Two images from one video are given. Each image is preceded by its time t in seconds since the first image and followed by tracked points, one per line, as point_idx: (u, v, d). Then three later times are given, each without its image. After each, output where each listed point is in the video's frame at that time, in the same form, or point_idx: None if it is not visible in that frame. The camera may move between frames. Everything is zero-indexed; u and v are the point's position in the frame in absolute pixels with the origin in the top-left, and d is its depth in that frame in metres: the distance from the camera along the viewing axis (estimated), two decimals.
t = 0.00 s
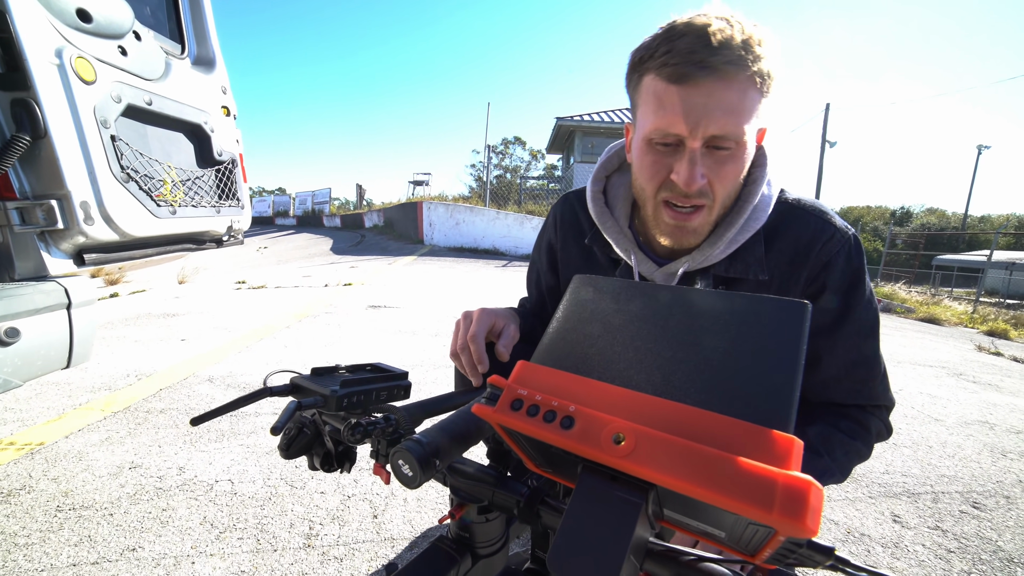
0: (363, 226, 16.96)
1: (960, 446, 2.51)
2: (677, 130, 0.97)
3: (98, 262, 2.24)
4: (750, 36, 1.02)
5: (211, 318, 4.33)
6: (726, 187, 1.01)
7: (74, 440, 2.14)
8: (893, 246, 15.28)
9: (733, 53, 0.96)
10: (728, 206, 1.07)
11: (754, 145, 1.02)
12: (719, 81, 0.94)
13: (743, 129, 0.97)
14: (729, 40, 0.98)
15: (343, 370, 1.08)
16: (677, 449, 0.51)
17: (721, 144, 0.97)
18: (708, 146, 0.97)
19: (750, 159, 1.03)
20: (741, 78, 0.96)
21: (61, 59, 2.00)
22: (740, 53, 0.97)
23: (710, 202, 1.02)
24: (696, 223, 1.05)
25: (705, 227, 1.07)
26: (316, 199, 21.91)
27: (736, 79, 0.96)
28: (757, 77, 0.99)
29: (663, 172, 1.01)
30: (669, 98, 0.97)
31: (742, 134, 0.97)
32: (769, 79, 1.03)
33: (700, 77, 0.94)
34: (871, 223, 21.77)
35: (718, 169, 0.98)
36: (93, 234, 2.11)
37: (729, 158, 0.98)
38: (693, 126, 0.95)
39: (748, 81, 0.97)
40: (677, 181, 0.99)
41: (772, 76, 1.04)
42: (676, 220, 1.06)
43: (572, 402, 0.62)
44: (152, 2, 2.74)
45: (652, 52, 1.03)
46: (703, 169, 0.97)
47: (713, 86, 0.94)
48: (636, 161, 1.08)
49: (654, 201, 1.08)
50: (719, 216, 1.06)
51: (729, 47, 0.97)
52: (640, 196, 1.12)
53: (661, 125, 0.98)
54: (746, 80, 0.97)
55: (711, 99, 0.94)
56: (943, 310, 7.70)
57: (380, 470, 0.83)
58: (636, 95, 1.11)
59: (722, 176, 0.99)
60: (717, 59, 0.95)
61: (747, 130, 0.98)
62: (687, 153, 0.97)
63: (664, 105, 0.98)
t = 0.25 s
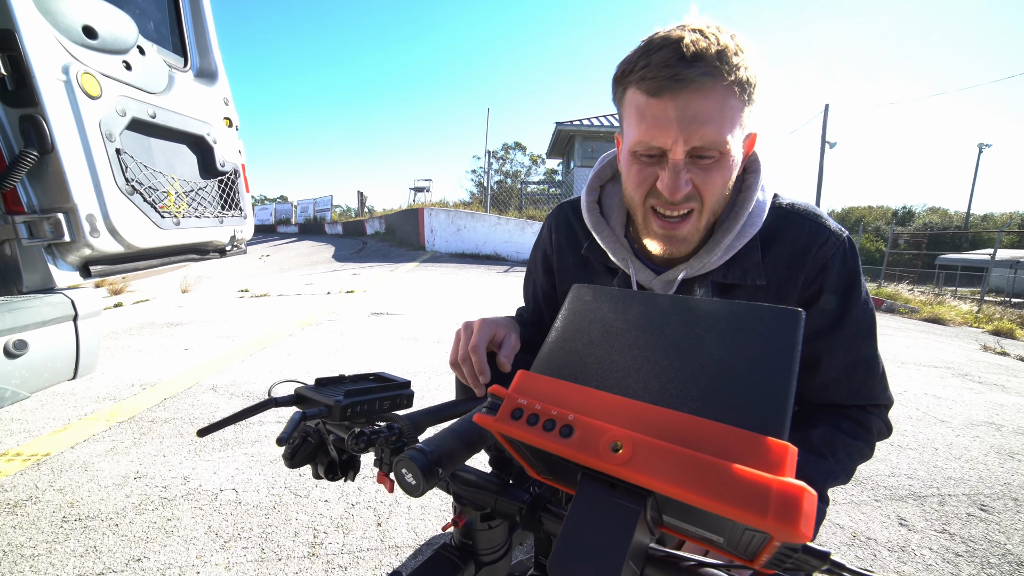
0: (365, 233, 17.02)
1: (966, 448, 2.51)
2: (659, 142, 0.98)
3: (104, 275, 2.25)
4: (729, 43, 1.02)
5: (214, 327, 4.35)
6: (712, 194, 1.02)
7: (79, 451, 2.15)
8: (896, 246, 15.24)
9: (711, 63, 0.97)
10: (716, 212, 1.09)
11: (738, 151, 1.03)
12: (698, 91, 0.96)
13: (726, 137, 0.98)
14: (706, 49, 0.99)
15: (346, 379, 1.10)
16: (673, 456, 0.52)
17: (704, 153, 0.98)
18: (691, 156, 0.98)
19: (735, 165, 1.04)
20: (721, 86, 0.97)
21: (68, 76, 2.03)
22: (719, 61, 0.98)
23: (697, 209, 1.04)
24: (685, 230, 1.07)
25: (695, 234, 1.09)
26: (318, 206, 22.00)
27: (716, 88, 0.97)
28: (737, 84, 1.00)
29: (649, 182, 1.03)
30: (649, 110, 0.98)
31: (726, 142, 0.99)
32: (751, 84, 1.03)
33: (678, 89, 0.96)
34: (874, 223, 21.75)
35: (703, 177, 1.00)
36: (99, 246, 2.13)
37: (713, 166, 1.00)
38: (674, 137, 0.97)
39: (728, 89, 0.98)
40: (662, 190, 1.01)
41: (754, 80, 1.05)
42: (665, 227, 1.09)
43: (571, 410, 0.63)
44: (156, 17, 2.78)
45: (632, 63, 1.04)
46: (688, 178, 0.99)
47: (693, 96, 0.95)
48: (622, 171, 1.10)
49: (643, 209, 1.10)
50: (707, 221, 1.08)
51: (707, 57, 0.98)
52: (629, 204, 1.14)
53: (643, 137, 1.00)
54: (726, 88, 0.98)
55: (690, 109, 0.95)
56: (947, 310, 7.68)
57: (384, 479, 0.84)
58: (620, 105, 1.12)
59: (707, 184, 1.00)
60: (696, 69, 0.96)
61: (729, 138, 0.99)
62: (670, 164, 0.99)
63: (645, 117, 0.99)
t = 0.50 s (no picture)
0: (359, 240, 16.99)
1: (956, 449, 2.54)
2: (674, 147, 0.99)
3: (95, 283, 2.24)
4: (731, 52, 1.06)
5: (207, 335, 4.33)
6: (727, 198, 1.03)
7: (68, 462, 2.14)
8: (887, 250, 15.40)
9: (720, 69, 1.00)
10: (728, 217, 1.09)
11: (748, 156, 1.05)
12: (710, 95, 0.97)
13: (737, 141, 1.00)
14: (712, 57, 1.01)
15: (339, 387, 1.10)
16: (661, 461, 0.53)
17: (718, 157, 0.99)
18: (706, 160, 0.99)
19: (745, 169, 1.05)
20: (731, 91, 0.99)
21: (61, 83, 2.03)
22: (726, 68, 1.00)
23: (711, 213, 1.04)
24: (699, 236, 1.07)
25: (708, 240, 1.09)
26: (312, 213, 21.95)
27: (726, 93, 0.99)
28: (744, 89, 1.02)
29: (663, 188, 1.03)
30: (662, 117, 0.99)
31: (738, 146, 1.00)
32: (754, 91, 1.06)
33: (690, 95, 0.97)
34: (865, 227, 21.98)
35: (718, 181, 1.00)
36: (91, 254, 2.12)
37: (727, 170, 1.01)
38: (689, 142, 0.98)
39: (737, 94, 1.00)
40: (679, 196, 1.01)
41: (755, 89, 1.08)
42: (678, 235, 1.08)
43: (561, 417, 0.64)
44: (150, 25, 2.79)
45: (638, 74, 1.06)
46: (703, 182, 1.00)
47: (705, 101, 0.97)
48: (632, 180, 1.09)
49: (655, 218, 1.09)
50: (719, 226, 1.08)
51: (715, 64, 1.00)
52: (639, 213, 1.13)
53: (656, 143, 1.01)
54: (735, 93, 1.00)
55: (703, 114, 0.97)
56: (937, 312, 7.77)
57: (377, 487, 0.84)
58: (625, 116, 1.13)
59: (722, 187, 1.01)
60: (705, 76, 0.98)
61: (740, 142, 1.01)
62: (685, 168, 1.00)
63: (657, 124, 1.00)
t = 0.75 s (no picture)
0: (355, 244, 16.96)
1: (948, 456, 2.56)
2: (711, 159, 0.98)
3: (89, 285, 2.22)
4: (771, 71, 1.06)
5: (200, 338, 4.30)
6: (758, 215, 1.03)
7: (57, 466, 2.11)
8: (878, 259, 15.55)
9: (761, 85, 1.00)
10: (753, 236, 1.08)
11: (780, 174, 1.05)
12: (752, 110, 0.97)
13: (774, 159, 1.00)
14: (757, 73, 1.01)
15: (336, 390, 1.10)
16: (659, 462, 0.54)
17: (755, 173, 0.99)
18: (743, 175, 0.98)
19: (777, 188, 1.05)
20: (772, 108, 0.99)
21: (57, 88, 2.03)
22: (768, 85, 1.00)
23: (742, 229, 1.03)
24: (727, 253, 1.05)
25: (734, 256, 1.07)
26: (308, 218, 21.91)
27: (769, 109, 0.99)
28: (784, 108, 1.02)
29: (695, 200, 1.02)
30: (702, 127, 0.99)
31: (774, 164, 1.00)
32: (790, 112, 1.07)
33: (733, 108, 0.97)
34: (857, 237, 22.20)
35: (752, 197, 1.00)
36: (85, 257, 2.12)
37: (762, 187, 1.00)
38: (728, 155, 0.97)
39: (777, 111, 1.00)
40: (713, 209, 1.00)
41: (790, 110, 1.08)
42: (706, 249, 1.06)
43: (559, 418, 0.65)
44: (146, 30, 2.79)
45: (677, 83, 1.05)
46: (739, 197, 0.99)
47: (747, 115, 0.97)
48: (661, 191, 1.08)
49: (682, 231, 1.07)
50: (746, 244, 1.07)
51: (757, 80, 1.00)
52: (665, 225, 1.12)
53: (693, 154, 1.00)
54: (776, 110, 1.00)
55: (745, 128, 0.96)
56: (928, 321, 7.85)
57: (374, 489, 0.84)
58: (658, 125, 1.12)
59: (755, 205, 1.00)
60: (749, 90, 0.98)
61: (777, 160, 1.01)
62: (721, 182, 0.99)
63: (697, 135, 0.99)
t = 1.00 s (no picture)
0: (352, 243, 16.93)
1: (944, 455, 2.57)
2: (739, 168, 0.98)
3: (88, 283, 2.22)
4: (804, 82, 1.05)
5: (197, 337, 4.29)
6: (779, 227, 1.03)
7: (54, 465, 2.10)
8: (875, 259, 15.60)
9: (796, 95, 0.98)
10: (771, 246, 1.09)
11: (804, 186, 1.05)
12: (785, 122, 0.96)
13: (801, 172, 0.99)
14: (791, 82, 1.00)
15: (337, 389, 1.10)
16: (660, 460, 0.54)
17: (781, 186, 0.98)
18: (768, 188, 0.98)
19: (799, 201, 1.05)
20: (804, 120, 0.98)
21: (58, 83, 2.03)
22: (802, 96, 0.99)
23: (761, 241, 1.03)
24: (744, 263, 1.06)
25: (750, 266, 1.08)
26: (305, 216, 21.85)
27: (800, 120, 0.98)
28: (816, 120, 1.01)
29: (718, 209, 1.02)
30: (732, 135, 0.97)
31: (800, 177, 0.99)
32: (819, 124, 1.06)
33: (765, 117, 0.96)
34: (855, 236, 22.25)
35: (775, 210, 1.00)
36: (84, 254, 2.10)
37: (785, 200, 1.00)
38: (756, 166, 0.97)
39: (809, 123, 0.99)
40: (735, 220, 1.00)
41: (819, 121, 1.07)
42: (723, 258, 1.07)
43: (560, 416, 0.65)
44: (146, 26, 2.78)
45: (709, 86, 1.03)
46: (762, 210, 0.99)
47: (779, 126, 0.95)
48: (684, 196, 1.08)
49: (701, 238, 1.08)
50: (763, 254, 1.08)
51: (792, 90, 0.99)
52: (684, 231, 1.12)
53: (720, 162, 0.99)
54: (807, 122, 0.99)
55: (775, 139, 0.95)
56: (924, 321, 7.89)
57: (374, 488, 0.84)
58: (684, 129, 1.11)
59: (777, 217, 1.01)
60: (783, 100, 0.97)
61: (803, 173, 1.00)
62: (747, 192, 0.99)
63: (726, 143, 0.98)
